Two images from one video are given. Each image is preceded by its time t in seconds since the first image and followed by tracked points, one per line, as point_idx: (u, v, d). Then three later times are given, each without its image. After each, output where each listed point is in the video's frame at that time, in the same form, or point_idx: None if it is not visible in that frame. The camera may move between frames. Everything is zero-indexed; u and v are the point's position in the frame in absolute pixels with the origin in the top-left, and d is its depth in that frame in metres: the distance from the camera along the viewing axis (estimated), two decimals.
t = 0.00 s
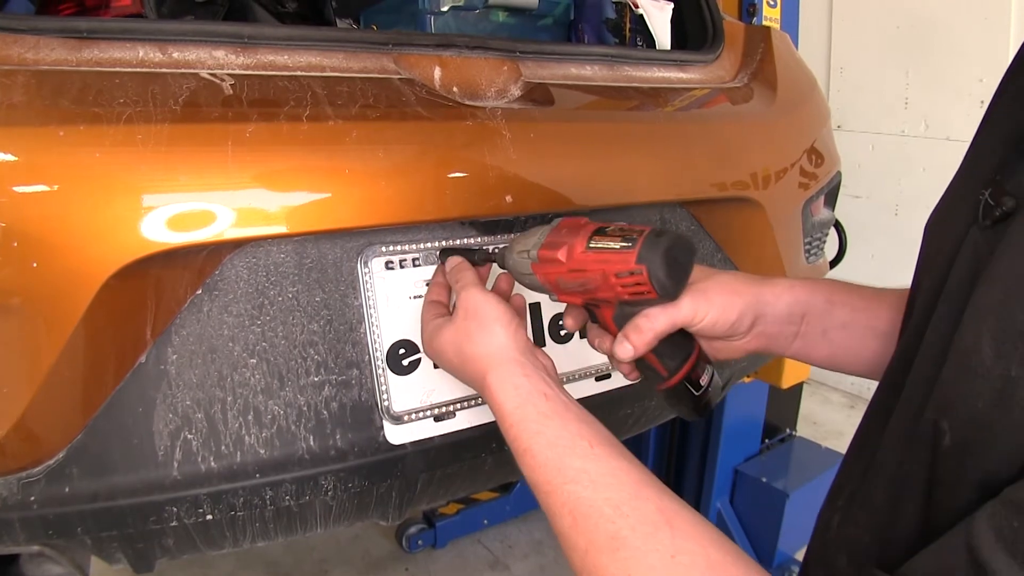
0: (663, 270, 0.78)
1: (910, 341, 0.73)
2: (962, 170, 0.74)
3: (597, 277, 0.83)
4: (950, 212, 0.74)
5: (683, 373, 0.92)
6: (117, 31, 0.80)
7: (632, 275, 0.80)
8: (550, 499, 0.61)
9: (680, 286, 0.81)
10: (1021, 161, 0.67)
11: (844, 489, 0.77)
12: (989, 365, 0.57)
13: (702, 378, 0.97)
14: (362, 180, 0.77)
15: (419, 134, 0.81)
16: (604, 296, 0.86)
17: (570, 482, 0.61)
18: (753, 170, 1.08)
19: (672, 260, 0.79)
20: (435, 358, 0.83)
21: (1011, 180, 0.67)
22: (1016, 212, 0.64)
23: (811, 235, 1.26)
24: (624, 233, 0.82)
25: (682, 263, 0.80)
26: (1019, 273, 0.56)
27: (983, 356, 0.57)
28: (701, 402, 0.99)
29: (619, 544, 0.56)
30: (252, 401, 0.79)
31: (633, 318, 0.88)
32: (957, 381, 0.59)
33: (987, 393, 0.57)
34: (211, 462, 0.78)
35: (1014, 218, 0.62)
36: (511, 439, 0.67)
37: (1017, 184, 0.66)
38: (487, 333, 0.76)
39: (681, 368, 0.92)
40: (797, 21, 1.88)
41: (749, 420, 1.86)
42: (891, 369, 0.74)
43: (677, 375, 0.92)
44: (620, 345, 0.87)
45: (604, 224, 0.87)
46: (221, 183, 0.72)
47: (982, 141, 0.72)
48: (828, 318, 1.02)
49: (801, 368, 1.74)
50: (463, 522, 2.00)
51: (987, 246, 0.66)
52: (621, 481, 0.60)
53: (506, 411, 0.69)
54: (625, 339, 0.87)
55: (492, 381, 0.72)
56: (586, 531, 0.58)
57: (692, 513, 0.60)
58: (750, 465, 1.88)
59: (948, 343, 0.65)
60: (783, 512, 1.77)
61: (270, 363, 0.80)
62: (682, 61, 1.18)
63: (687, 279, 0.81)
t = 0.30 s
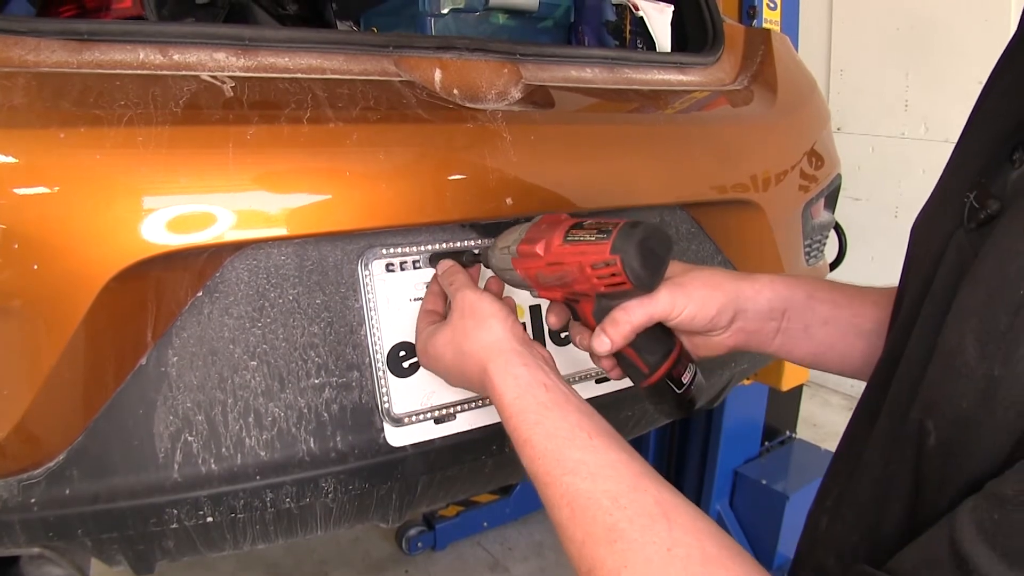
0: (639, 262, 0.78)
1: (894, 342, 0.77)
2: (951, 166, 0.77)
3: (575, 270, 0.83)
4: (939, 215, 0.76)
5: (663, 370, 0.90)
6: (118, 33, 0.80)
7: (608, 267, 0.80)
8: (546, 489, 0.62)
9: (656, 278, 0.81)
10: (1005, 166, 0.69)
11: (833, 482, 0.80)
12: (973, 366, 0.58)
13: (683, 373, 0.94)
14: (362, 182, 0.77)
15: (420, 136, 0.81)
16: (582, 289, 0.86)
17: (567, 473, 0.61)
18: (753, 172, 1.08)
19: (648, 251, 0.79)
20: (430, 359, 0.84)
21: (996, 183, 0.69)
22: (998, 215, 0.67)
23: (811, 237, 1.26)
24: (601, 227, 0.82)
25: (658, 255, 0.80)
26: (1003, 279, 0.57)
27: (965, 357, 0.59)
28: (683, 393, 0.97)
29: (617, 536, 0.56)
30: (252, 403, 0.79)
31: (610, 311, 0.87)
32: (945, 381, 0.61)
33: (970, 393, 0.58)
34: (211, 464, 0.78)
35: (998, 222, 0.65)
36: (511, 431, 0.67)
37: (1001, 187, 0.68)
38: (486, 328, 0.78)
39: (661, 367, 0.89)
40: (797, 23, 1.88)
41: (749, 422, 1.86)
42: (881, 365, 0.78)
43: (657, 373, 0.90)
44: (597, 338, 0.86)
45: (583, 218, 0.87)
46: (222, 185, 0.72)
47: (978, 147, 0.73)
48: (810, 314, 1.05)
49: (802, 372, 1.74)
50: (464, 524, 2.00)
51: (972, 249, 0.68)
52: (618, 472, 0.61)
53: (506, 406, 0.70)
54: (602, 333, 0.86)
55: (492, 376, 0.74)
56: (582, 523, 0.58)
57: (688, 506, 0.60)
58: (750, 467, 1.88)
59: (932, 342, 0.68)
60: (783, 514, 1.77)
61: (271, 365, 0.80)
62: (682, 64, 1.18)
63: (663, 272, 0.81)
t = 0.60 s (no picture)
0: (626, 237, 0.76)
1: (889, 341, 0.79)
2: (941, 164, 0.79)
3: (561, 249, 0.80)
4: (936, 218, 0.76)
5: (657, 362, 0.88)
6: (118, 33, 0.80)
7: (593, 243, 0.78)
8: None
9: (644, 257, 0.78)
10: (990, 173, 0.68)
11: (823, 486, 0.83)
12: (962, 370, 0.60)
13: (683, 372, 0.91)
14: (363, 183, 0.77)
15: (421, 138, 0.81)
16: (570, 273, 0.83)
17: None
18: (754, 175, 1.09)
19: (633, 225, 0.77)
20: (411, 504, 0.83)
21: (980, 190, 0.68)
22: (979, 225, 0.66)
23: (811, 240, 1.26)
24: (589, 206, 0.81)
25: (644, 231, 0.77)
26: (997, 285, 0.58)
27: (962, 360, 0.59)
28: (685, 397, 0.92)
29: None
30: (252, 404, 0.79)
31: (597, 293, 0.85)
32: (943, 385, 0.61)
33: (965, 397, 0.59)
34: (211, 465, 0.78)
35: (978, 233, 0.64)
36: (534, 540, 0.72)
37: (985, 194, 0.67)
38: (475, 437, 0.76)
39: (653, 356, 0.87)
40: (797, 26, 1.88)
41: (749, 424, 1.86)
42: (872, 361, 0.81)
43: (652, 363, 0.87)
44: (579, 312, 0.83)
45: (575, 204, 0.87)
46: (223, 186, 0.72)
47: (977, 151, 0.74)
48: (806, 307, 1.08)
49: (801, 374, 1.75)
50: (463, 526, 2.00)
51: (960, 256, 0.68)
52: (620, 553, 0.70)
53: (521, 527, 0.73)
54: (586, 308, 0.83)
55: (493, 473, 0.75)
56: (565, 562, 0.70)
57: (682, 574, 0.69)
58: (750, 469, 1.88)
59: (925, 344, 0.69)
60: (783, 516, 1.77)
61: (271, 366, 0.80)
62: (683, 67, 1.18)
63: (651, 252, 0.79)
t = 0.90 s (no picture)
0: (615, 248, 0.76)
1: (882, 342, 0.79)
2: (934, 168, 0.79)
3: (551, 256, 0.80)
4: (930, 220, 0.76)
5: (646, 373, 0.88)
6: (118, 35, 0.81)
7: (581, 250, 0.77)
8: None
9: (633, 268, 0.78)
10: (984, 176, 0.69)
11: (818, 487, 0.84)
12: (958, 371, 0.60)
13: (673, 384, 0.91)
14: (362, 185, 0.77)
15: (420, 139, 0.81)
16: (559, 280, 0.83)
17: None
18: (753, 176, 1.09)
19: (622, 235, 0.76)
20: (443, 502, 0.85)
21: (974, 192, 0.69)
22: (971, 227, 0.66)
23: (811, 241, 1.26)
24: (581, 213, 0.80)
25: (634, 241, 0.77)
26: (991, 286, 0.58)
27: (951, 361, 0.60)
28: (676, 409, 0.92)
29: None
30: (251, 406, 0.79)
31: (586, 301, 0.85)
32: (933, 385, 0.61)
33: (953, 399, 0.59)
34: (210, 466, 0.78)
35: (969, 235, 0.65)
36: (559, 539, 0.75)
37: (978, 197, 0.68)
38: (508, 443, 0.80)
39: (642, 365, 0.88)
40: (797, 27, 1.88)
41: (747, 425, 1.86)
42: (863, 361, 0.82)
43: (641, 373, 0.88)
44: (566, 320, 0.83)
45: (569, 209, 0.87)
46: (221, 188, 0.72)
47: (975, 153, 0.74)
48: (798, 320, 1.07)
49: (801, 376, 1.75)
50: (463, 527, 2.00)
51: (951, 259, 0.69)
52: (640, 556, 0.71)
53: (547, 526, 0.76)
54: (574, 316, 0.83)
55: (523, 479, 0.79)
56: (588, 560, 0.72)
57: None
58: (750, 470, 1.88)
59: (916, 345, 0.69)
60: (783, 517, 1.77)
61: (270, 368, 0.80)
62: (682, 68, 1.18)
63: (641, 262, 0.78)
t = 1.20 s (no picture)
0: (614, 265, 0.76)
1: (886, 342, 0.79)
2: (943, 167, 0.79)
3: (549, 269, 0.80)
4: (935, 219, 0.76)
5: (641, 386, 0.89)
6: (116, 36, 0.81)
7: (580, 267, 0.78)
8: (524, 507, 0.66)
9: (632, 285, 0.78)
10: (992, 171, 0.69)
11: (817, 488, 0.83)
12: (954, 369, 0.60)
13: (667, 395, 0.92)
14: (360, 186, 0.77)
15: (418, 140, 0.81)
16: (558, 294, 0.83)
17: (538, 489, 0.66)
18: (752, 176, 1.08)
19: (621, 253, 0.76)
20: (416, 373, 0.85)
21: (982, 188, 0.69)
22: (978, 220, 0.66)
23: (810, 242, 1.26)
24: (580, 229, 0.80)
25: (633, 258, 0.77)
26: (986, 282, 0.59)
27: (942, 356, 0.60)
28: (669, 420, 0.93)
29: (585, 543, 0.63)
30: (249, 407, 0.79)
31: (584, 315, 0.84)
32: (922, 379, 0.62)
33: (944, 393, 0.59)
34: (208, 467, 0.78)
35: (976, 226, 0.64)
36: (478, 448, 0.73)
37: (985, 192, 0.68)
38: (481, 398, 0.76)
39: (638, 379, 0.88)
40: (796, 27, 1.88)
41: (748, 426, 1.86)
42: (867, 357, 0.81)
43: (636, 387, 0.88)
44: (563, 332, 0.82)
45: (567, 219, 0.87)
46: (219, 189, 0.72)
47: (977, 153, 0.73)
48: (796, 333, 1.06)
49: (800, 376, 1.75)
50: (463, 527, 2.00)
51: (956, 253, 0.68)
52: (608, 525, 0.63)
53: (468, 438, 0.74)
54: (571, 328, 0.82)
55: (461, 392, 0.77)
56: (549, 531, 0.64)
57: (673, 529, 0.65)
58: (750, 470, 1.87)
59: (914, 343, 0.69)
60: (782, 518, 1.77)
61: (268, 368, 0.80)
62: (681, 69, 1.18)
63: (640, 279, 0.78)
